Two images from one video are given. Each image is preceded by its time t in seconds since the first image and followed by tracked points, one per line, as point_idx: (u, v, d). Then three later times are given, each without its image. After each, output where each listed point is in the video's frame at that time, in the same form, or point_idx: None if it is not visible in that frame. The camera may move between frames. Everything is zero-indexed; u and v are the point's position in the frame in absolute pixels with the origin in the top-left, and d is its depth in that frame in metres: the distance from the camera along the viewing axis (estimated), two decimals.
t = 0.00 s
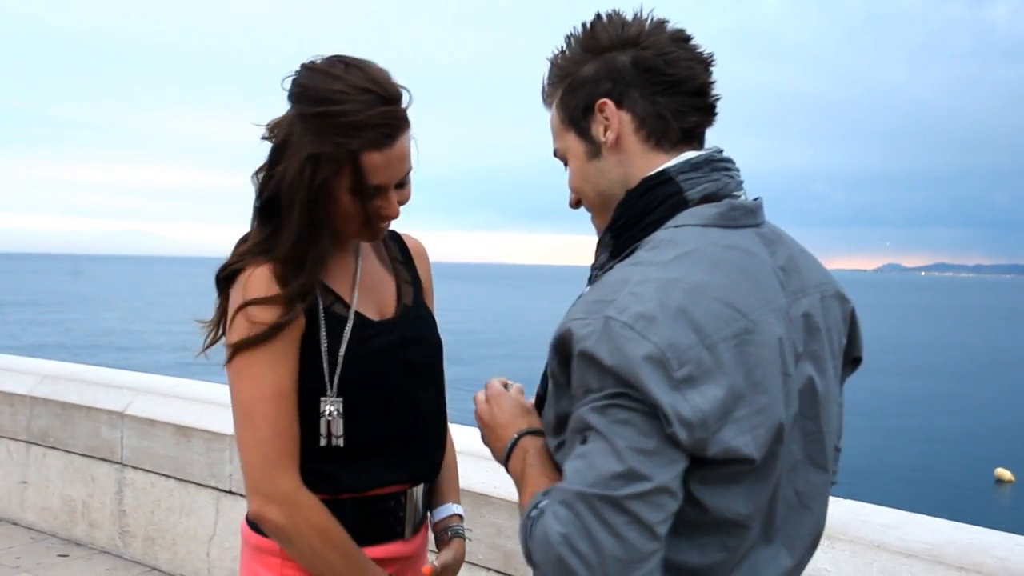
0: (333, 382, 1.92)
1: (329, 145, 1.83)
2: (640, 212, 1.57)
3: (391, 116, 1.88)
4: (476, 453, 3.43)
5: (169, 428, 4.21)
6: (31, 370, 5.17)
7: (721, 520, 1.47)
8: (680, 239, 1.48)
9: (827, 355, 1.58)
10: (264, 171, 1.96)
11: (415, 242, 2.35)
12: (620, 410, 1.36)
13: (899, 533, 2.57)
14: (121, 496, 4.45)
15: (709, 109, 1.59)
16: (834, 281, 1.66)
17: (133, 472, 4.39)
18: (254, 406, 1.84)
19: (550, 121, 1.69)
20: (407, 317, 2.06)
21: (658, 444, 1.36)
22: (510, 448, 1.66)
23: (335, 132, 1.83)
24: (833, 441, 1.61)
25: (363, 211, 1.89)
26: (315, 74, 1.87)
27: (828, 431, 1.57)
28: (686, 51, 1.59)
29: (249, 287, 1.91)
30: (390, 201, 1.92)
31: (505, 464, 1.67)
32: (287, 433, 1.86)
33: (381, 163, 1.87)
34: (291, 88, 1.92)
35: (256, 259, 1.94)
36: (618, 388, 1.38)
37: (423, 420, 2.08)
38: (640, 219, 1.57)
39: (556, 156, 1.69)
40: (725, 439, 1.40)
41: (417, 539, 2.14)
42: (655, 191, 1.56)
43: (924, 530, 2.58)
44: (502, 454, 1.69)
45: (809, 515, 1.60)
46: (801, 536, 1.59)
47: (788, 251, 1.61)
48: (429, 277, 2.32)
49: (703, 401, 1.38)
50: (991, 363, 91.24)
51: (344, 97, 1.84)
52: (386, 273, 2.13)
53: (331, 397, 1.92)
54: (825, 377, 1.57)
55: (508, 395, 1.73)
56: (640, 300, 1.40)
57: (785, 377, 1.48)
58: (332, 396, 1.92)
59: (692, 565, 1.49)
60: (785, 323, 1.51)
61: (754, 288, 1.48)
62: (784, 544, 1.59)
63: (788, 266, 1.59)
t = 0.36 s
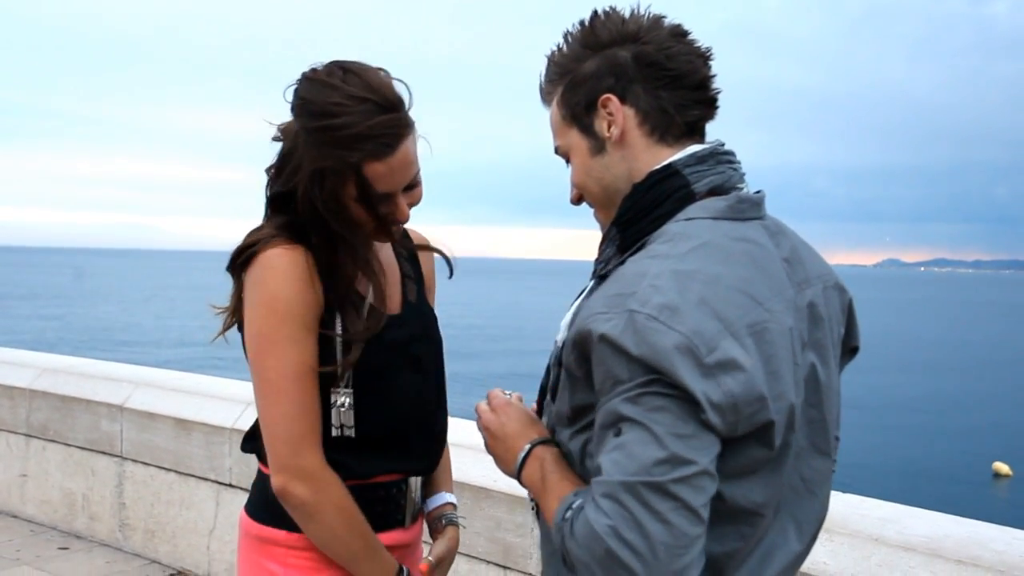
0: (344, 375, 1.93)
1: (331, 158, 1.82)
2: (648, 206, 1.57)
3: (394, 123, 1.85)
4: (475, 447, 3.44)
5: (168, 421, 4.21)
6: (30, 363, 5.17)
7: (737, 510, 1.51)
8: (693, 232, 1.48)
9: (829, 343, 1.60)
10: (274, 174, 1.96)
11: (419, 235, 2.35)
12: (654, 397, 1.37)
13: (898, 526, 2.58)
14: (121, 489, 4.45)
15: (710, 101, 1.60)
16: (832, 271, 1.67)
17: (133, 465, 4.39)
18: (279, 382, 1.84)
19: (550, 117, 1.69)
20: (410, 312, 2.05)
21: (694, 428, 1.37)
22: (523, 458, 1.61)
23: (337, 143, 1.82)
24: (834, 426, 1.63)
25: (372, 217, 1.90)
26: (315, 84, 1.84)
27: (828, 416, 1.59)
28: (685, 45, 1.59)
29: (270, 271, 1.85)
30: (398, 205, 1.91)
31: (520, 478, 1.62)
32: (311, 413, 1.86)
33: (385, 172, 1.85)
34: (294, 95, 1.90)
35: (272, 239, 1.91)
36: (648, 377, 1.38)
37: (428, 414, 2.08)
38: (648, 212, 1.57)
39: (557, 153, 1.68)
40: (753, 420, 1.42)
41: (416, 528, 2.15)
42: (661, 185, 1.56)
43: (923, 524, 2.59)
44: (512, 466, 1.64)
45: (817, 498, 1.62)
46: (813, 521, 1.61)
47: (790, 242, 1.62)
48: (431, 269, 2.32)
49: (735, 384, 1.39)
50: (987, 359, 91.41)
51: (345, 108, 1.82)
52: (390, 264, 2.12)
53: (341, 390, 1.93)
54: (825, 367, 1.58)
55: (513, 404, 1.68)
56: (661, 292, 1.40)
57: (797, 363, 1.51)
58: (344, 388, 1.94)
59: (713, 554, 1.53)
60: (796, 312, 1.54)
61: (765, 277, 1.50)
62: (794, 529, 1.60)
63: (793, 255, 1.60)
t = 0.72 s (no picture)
0: (342, 371, 1.93)
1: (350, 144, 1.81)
2: (660, 198, 1.57)
3: (416, 116, 1.85)
4: (473, 438, 3.44)
5: (166, 413, 4.21)
6: (28, 354, 5.17)
7: (757, 498, 1.53)
8: (711, 225, 1.50)
9: (835, 333, 1.62)
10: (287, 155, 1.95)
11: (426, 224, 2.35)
12: (682, 391, 1.37)
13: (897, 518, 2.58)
14: (119, 480, 4.45)
15: (716, 94, 1.61)
16: (834, 261, 1.69)
17: (131, 457, 4.39)
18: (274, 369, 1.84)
19: (553, 111, 1.67)
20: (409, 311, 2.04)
21: (723, 420, 1.37)
22: (536, 452, 1.60)
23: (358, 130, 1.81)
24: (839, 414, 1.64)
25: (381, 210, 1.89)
26: (343, 67, 1.84)
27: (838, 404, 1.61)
28: (690, 37, 1.60)
29: (273, 261, 1.86)
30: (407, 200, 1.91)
31: (531, 471, 1.60)
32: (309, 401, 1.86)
33: (403, 164, 1.85)
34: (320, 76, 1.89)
35: (274, 229, 1.92)
36: (676, 370, 1.38)
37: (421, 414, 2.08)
38: (660, 205, 1.57)
39: (561, 147, 1.67)
40: (777, 411, 1.43)
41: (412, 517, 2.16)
42: (673, 178, 1.56)
43: (920, 515, 2.60)
44: (522, 461, 1.62)
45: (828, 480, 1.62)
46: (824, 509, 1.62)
47: (796, 232, 1.62)
48: (434, 261, 2.32)
49: (763, 376, 1.39)
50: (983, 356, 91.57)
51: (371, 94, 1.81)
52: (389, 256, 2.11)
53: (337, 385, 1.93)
54: (833, 356, 1.60)
55: (520, 400, 1.66)
56: (688, 286, 1.40)
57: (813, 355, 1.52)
58: (342, 384, 1.94)
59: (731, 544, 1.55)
60: (811, 304, 1.56)
61: (783, 269, 1.51)
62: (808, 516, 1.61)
63: (800, 244, 1.60)
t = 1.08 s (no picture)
0: (342, 360, 1.94)
1: (346, 137, 1.79)
2: (673, 189, 1.57)
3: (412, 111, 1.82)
4: (473, 429, 3.44)
5: (165, 404, 4.21)
6: (26, 346, 5.16)
7: (770, 485, 1.53)
8: (724, 217, 1.50)
9: (839, 322, 1.63)
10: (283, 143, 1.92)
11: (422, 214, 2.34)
12: (702, 381, 1.37)
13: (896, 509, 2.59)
14: (118, 472, 4.45)
15: (725, 86, 1.61)
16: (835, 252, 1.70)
17: (130, 448, 4.39)
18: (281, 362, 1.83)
19: (561, 102, 1.67)
20: (406, 300, 2.06)
21: (742, 410, 1.38)
22: (544, 442, 1.60)
23: (354, 123, 1.79)
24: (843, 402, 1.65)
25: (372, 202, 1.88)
26: (343, 58, 1.81)
27: (843, 392, 1.62)
28: (700, 30, 1.60)
29: (264, 254, 1.85)
30: (398, 193, 1.89)
31: (540, 461, 1.60)
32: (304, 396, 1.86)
33: (394, 159, 1.83)
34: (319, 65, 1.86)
35: (270, 220, 1.92)
36: (694, 361, 1.38)
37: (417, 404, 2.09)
38: (673, 196, 1.57)
39: (569, 138, 1.66)
40: (792, 399, 1.44)
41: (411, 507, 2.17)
42: (685, 170, 1.56)
43: (920, 507, 2.60)
44: (531, 453, 1.63)
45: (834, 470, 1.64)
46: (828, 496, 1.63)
47: (802, 223, 1.63)
48: (432, 252, 2.33)
49: (780, 365, 1.40)
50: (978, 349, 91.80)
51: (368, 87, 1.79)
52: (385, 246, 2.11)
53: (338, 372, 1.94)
54: (839, 345, 1.61)
55: (524, 391, 1.66)
56: (706, 277, 1.40)
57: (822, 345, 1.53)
58: (342, 373, 1.94)
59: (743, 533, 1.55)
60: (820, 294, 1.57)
61: (796, 259, 1.51)
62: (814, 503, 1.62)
63: (806, 234, 1.61)
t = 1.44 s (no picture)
0: (342, 349, 1.93)
1: (349, 121, 1.79)
2: (681, 176, 1.57)
3: (413, 95, 1.83)
4: (473, 420, 3.45)
5: (166, 395, 4.21)
6: (27, 337, 5.16)
7: (775, 468, 1.53)
8: (734, 203, 1.50)
9: (839, 311, 1.63)
10: (280, 132, 1.92)
11: (417, 207, 2.34)
12: (713, 363, 1.37)
13: (897, 499, 2.59)
14: (119, 463, 4.46)
15: (734, 77, 1.61)
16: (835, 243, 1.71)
17: (131, 439, 4.40)
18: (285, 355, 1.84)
19: (569, 89, 1.66)
20: (403, 287, 2.05)
21: (753, 392, 1.38)
22: (548, 428, 1.60)
23: (357, 108, 1.79)
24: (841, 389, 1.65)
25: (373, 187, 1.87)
26: (343, 44, 1.82)
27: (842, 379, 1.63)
28: (710, 20, 1.60)
29: (264, 250, 1.84)
30: (399, 177, 1.89)
31: (543, 447, 1.60)
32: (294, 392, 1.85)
33: (397, 143, 1.83)
34: (316, 53, 1.86)
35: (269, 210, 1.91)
36: (706, 344, 1.38)
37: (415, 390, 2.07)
38: (680, 182, 1.57)
39: (576, 125, 1.66)
40: (800, 383, 1.44)
41: (415, 495, 2.17)
42: (694, 158, 1.56)
43: (920, 496, 2.60)
44: (533, 439, 1.62)
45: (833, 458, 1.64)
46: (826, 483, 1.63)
47: (806, 212, 1.63)
48: (427, 243, 2.33)
49: (789, 349, 1.40)
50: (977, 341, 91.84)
51: (368, 73, 1.80)
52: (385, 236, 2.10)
53: (338, 360, 1.93)
54: (840, 333, 1.62)
55: (527, 378, 1.66)
56: (718, 261, 1.41)
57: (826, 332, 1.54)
58: (340, 363, 1.93)
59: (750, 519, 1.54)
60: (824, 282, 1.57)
61: (804, 245, 1.52)
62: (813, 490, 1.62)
63: (810, 222, 1.61)
